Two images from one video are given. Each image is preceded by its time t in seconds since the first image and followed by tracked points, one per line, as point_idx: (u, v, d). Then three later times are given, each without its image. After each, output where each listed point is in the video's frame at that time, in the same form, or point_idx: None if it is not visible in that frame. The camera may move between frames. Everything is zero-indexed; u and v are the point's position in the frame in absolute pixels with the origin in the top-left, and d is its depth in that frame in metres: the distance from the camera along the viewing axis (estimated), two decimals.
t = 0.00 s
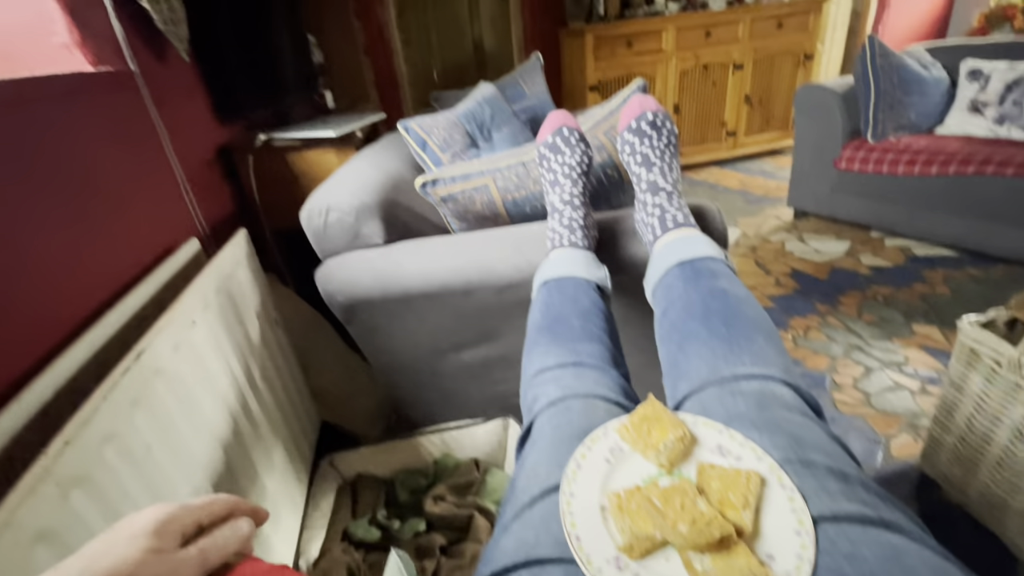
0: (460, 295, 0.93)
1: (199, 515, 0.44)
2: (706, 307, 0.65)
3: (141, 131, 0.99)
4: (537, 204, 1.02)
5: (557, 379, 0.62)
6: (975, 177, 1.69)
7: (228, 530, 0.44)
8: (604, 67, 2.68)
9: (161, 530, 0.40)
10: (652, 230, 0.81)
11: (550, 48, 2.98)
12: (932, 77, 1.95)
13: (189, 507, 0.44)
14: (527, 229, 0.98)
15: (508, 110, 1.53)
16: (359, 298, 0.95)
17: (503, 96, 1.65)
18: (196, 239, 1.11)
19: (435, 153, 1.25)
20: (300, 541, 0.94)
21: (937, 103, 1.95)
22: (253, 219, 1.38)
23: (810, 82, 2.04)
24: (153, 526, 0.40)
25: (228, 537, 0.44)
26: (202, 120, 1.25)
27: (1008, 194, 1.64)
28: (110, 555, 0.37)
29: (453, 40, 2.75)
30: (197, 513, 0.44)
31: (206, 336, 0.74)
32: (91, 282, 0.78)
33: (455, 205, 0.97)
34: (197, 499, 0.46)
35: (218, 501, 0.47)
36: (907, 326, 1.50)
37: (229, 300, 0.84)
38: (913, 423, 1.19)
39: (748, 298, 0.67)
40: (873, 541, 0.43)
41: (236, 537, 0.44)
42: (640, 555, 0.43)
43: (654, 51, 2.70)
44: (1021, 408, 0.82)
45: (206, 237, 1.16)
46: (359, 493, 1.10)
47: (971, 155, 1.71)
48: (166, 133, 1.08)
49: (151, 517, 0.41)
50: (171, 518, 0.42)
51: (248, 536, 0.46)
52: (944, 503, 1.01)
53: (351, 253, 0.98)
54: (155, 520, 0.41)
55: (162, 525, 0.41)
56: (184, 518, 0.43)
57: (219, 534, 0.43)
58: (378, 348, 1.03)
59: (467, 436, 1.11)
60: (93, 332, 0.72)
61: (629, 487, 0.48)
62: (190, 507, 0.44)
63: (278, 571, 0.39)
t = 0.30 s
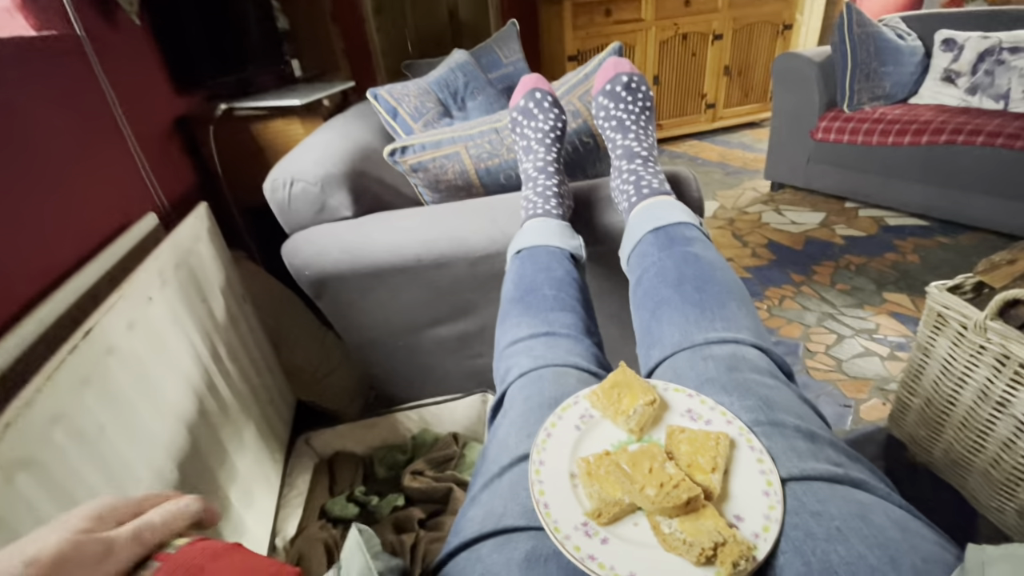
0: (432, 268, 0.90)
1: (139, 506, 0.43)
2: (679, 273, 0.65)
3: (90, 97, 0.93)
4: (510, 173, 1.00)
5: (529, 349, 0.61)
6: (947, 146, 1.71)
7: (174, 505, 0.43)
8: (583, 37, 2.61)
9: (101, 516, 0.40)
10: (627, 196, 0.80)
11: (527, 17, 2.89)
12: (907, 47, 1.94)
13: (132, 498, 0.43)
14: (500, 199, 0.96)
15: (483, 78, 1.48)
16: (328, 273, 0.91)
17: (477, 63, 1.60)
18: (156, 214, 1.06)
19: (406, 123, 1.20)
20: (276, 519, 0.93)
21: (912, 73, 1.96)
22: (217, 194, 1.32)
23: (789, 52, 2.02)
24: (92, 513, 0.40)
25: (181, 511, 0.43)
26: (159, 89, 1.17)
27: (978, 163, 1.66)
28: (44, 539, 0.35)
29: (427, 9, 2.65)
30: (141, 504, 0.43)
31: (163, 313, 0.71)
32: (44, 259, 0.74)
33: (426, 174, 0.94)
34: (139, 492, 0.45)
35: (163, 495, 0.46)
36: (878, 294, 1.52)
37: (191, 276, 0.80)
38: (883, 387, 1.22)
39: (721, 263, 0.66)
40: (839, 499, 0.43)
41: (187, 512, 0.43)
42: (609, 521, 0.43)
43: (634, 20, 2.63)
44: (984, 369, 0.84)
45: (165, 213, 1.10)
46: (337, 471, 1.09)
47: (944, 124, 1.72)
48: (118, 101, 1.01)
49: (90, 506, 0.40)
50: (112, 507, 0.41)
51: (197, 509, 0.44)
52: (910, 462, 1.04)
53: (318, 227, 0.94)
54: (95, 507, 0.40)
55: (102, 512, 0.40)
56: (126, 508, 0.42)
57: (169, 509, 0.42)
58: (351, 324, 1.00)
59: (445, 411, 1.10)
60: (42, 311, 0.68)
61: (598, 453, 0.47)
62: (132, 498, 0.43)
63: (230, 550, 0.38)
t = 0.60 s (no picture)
0: (416, 256, 0.89)
1: (107, 505, 0.45)
2: (663, 259, 0.65)
3: (54, 78, 0.89)
4: (494, 159, 0.98)
5: (513, 338, 0.60)
6: (929, 130, 1.73)
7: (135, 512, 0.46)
8: (569, 18, 2.57)
9: (70, 518, 0.42)
10: (612, 181, 0.79)
11: None
12: (892, 30, 1.94)
13: (101, 501, 0.45)
14: (484, 185, 0.95)
15: (467, 60, 1.45)
16: (310, 262, 0.90)
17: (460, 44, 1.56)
18: (129, 202, 1.03)
19: (388, 106, 1.17)
20: (262, 511, 0.93)
21: (896, 57, 1.96)
22: (192, 180, 1.28)
23: (775, 34, 2.01)
24: (61, 515, 0.42)
25: (138, 520, 0.45)
26: (129, 71, 1.13)
27: (959, 147, 1.68)
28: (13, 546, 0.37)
29: None
30: (108, 506, 0.45)
31: (138, 304, 0.69)
32: (8, 250, 0.71)
33: (408, 160, 0.92)
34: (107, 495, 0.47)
35: (132, 496, 0.49)
36: (860, 278, 1.55)
37: (167, 266, 0.78)
38: (863, 369, 1.24)
39: (705, 249, 0.66)
40: (818, 483, 0.43)
41: (143, 520, 0.46)
42: (591, 510, 0.43)
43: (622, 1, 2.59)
44: (960, 351, 0.85)
45: (137, 200, 1.07)
46: (323, 460, 1.08)
47: (927, 108, 1.73)
48: (85, 83, 0.97)
49: (59, 510, 0.43)
50: (80, 510, 0.43)
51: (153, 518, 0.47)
52: (888, 441, 1.07)
53: (298, 214, 0.92)
54: (64, 510, 0.43)
55: (70, 515, 0.42)
56: (95, 511, 0.44)
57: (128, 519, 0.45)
58: (334, 313, 0.99)
59: (432, 399, 1.10)
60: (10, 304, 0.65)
61: (581, 442, 0.47)
62: (100, 502, 0.45)
63: (204, 548, 0.39)
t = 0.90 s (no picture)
0: (410, 248, 0.89)
1: (107, 495, 0.45)
2: (656, 251, 0.65)
3: (39, 68, 0.87)
4: (488, 150, 0.98)
5: (508, 329, 0.61)
6: (921, 121, 1.74)
7: (131, 505, 0.46)
8: (564, 7, 2.54)
9: (69, 507, 0.42)
10: (606, 173, 0.79)
11: None
12: (885, 21, 1.93)
13: (99, 490, 0.45)
14: (478, 177, 0.95)
15: (460, 50, 1.44)
16: (304, 254, 0.89)
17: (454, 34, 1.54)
18: (118, 194, 1.01)
19: (381, 98, 1.16)
20: (258, 501, 0.93)
21: (889, 47, 1.96)
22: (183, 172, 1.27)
23: (769, 24, 2.01)
24: (58, 505, 0.42)
25: (133, 513, 0.45)
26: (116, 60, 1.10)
27: (950, 138, 1.69)
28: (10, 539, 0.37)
29: None
30: (105, 496, 0.45)
31: (129, 298, 0.68)
32: None
33: (402, 151, 0.91)
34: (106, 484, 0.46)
35: (131, 485, 0.49)
36: (851, 268, 1.56)
37: (158, 258, 0.77)
38: (853, 358, 1.26)
39: (698, 240, 0.67)
40: (806, 470, 0.44)
41: (139, 512, 0.46)
42: (584, 498, 0.43)
43: None
44: (947, 340, 0.87)
45: (127, 192, 1.05)
46: (319, 452, 1.09)
47: (919, 99, 1.74)
48: (71, 73, 0.95)
49: (56, 500, 0.42)
50: (78, 499, 0.43)
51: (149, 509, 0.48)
52: (876, 429, 1.09)
53: (291, 206, 0.92)
54: (62, 500, 0.42)
55: (68, 504, 0.42)
56: (92, 500, 0.44)
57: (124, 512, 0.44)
58: (329, 305, 0.99)
59: (428, 391, 1.10)
60: None
61: (575, 431, 0.48)
62: (98, 491, 0.45)
63: (203, 538, 0.40)
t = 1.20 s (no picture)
0: (406, 244, 0.89)
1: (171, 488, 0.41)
2: (653, 247, 0.65)
3: (29, 60, 0.86)
4: (483, 146, 0.98)
5: (504, 325, 0.60)
6: (916, 118, 1.74)
7: (201, 493, 0.41)
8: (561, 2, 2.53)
9: (128, 505, 0.37)
10: (602, 169, 0.79)
11: None
12: (882, 17, 1.94)
13: (162, 482, 0.41)
14: (474, 173, 0.95)
15: (456, 45, 1.43)
16: (299, 250, 0.89)
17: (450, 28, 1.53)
18: (112, 189, 1.01)
19: (377, 92, 1.15)
20: (254, 499, 0.93)
21: (885, 44, 1.96)
22: (177, 167, 1.26)
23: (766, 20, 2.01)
24: (119, 501, 0.37)
25: (200, 503, 0.40)
26: (108, 53, 1.09)
27: (945, 135, 1.70)
28: (67, 533, 0.34)
29: None
30: (168, 488, 0.41)
31: (123, 293, 0.68)
32: None
33: (397, 146, 0.91)
34: (172, 475, 0.43)
35: (199, 475, 0.44)
36: (846, 265, 1.57)
37: (152, 253, 0.77)
38: (847, 355, 1.27)
39: (694, 237, 0.67)
40: (801, 466, 0.45)
41: (209, 502, 0.41)
42: (580, 493, 0.44)
43: None
44: (941, 337, 0.87)
45: (119, 187, 1.04)
46: (314, 449, 1.09)
47: (915, 97, 1.75)
48: (63, 67, 0.94)
49: (119, 491, 0.38)
50: (140, 494, 0.38)
51: (227, 499, 0.42)
52: (869, 425, 1.10)
53: (285, 201, 0.91)
54: (124, 494, 0.38)
55: (129, 501, 0.37)
56: (155, 494, 0.39)
57: (188, 504, 0.39)
58: (324, 302, 0.98)
59: (424, 387, 1.10)
60: None
61: (571, 427, 0.48)
62: (162, 484, 0.41)
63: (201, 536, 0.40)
